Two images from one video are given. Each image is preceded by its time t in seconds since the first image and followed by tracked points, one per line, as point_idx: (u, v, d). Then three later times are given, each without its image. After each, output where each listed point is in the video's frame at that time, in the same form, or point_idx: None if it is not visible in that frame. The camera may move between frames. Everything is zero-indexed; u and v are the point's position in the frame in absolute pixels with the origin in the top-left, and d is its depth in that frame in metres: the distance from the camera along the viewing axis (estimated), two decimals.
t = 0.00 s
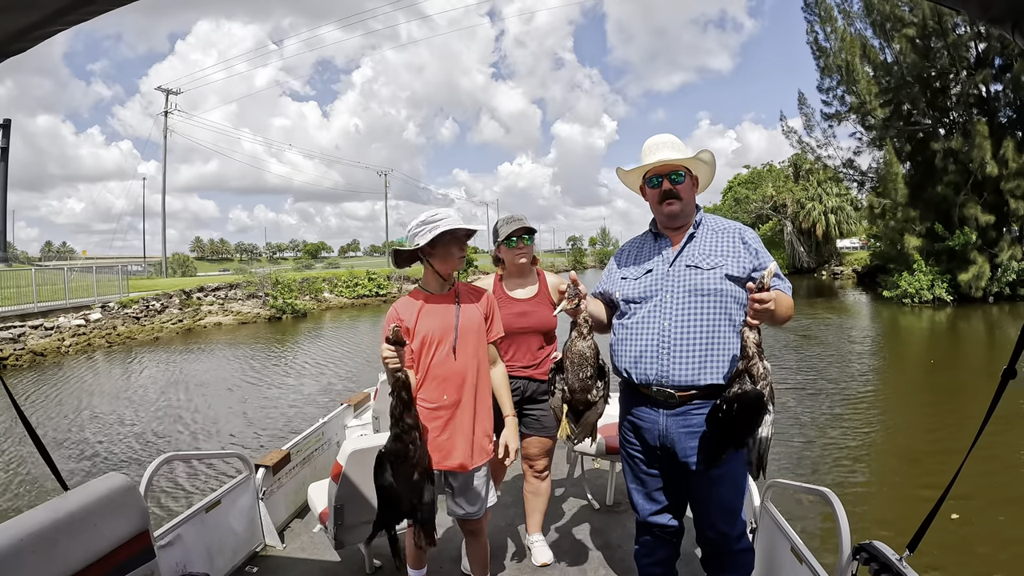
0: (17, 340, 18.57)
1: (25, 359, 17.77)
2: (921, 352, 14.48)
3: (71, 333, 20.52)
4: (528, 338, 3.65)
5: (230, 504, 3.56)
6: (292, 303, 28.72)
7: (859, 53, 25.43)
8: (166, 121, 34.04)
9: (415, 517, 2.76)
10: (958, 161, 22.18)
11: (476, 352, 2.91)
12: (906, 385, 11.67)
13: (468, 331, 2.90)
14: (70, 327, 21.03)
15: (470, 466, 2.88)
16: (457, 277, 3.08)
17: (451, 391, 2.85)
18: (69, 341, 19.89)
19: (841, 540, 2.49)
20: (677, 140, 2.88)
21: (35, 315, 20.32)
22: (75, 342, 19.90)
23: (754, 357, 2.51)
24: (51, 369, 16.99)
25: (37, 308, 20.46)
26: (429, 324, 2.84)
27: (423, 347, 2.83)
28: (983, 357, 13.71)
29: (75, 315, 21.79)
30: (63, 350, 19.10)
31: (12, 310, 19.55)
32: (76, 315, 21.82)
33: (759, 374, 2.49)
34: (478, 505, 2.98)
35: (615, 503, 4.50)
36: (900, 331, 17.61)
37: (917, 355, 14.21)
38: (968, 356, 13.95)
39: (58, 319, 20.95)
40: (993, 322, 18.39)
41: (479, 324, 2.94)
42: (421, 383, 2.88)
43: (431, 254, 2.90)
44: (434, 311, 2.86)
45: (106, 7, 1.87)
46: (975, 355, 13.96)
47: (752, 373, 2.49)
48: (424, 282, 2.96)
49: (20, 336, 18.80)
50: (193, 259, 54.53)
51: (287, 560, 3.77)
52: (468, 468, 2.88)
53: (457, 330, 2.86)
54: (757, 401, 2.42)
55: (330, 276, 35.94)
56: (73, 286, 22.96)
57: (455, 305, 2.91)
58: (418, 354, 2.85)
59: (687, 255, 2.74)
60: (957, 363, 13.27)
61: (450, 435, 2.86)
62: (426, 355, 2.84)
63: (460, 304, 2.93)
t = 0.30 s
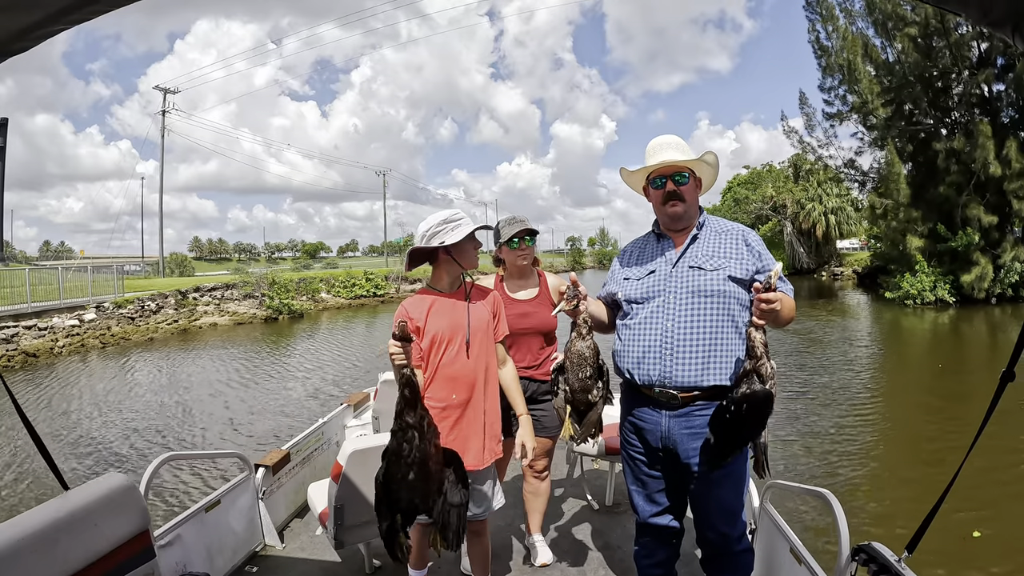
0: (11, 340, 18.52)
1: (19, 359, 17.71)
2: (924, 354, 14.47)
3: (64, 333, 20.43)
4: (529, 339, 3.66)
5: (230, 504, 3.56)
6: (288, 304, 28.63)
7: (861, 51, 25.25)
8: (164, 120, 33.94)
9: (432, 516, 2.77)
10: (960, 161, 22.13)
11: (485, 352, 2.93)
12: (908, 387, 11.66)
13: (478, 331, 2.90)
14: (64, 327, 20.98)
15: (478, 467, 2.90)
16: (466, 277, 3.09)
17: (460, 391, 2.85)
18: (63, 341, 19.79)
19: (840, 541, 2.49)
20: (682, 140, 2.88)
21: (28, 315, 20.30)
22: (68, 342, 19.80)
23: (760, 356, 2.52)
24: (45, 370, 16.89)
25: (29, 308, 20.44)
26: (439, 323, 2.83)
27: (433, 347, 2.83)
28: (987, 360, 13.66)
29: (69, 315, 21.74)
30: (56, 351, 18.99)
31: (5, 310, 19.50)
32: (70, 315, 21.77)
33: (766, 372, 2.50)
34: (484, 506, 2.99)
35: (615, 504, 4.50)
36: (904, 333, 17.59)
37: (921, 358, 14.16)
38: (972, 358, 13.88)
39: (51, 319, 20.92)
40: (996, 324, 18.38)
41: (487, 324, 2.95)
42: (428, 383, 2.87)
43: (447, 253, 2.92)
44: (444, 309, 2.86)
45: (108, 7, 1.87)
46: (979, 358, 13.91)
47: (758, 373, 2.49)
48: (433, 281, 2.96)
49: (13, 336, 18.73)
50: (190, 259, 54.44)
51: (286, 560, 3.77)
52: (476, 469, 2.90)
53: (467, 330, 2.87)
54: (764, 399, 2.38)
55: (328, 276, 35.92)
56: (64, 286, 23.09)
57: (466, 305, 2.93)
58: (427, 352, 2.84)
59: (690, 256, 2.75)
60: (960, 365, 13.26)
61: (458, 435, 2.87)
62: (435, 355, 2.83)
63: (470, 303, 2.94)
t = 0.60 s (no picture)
0: (5, 341, 18.50)
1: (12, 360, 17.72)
2: (927, 356, 14.45)
3: (58, 334, 20.39)
4: (531, 340, 3.65)
5: (230, 504, 3.54)
6: (285, 304, 28.55)
7: (863, 51, 25.42)
8: (162, 118, 33.93)
9: (446, 522, 2.68)
10: (963, 161, 22.09)
11: (486, 353, 2.95)
12: (911, 389, 11.64)
13: (480, 332, 2.92)
14: (57, 328, 20.95)
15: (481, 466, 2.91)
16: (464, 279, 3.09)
17: (464, 391, 2.86)
18: (56, 342, 19.73)
19: (841, 542, 2.49)
20: (686, 141, 2.88)
21: (21, 315, 20.36)
22: (62, 343, 19.72)
23: (762, 356, 2.49)
24: (39, 371, 16.83)
25: (23, 308, 20.53)
26: (442, 325, 2.82)
27: (436, 348, 2.81)
28: (992, 363, 13.58)
29: (63, 316, 21.74)
30: (49, 352, 18.85)
31: None
32: (64, 316, 21.77)
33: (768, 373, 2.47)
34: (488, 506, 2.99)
35: (615, 505, 4.49)
36: (907, 334, 17.58)
37: (928, 360, 14.08)
38: (977, 361, 13.81)
39: (45, 319, 20.97)
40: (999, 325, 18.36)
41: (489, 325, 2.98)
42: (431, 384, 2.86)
43: (451, 253, 2.90)
44: (447, 311, 2.85)
45: (107, 7, 1.87)
46: (988, 360, 13.80)
47: (762, 373, 2.45)
48: (433, 282, 2.94)
49: (6, 337, 18.69)
50: (188, 258, 54.49)
51: (286, 561, 3.76)
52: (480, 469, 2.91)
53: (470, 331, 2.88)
54: (771, 400, 2.37)
55: (325, 276, 35.89)
56: (58, 285, 23.22)
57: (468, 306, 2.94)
58: (430, 354, 2.82)
59: (692, 257, 2.75)
60: (963, 367, 13.24)
61: (462, 436, 2.87)
62: (440, 355, 2.82)
63: (471, 304, 2.95)
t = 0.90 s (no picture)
0: None
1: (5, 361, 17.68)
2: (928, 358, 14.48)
3: (52, 334, 20.31)
4: (530, 340, 3.64)
5: (228, 504, 3.54)
6: (280, 304, 28.43)
7: (865, 49, 25.46)
8: (159, 117, 33.85)
9: (449, 525, 2.70)
10: (965, 161, 22.10)
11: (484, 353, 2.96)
12: (911, 391, 11.67)
13: (476, 333, 2.93)
14: (51, 328, 20.87)
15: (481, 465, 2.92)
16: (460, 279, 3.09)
17: (462, 391, 2.85)
18: (49, 342, 19.65)
19: (840, 543, 2.48)
20: (688, 140, 2.87)
21: (14, 316, 20.35)
22: (54, 344, 19.64)
23: (735, 368, 2.44)
24: (33, 372, 16.76)
25: (16, 309, 20.49)
26: (441, 325, 2.81)
27: (436, 348, 2.80)
28: (993, 365, 13.58)
29: (57, 317, 21.70)
30: (41, 353, 18.75)
31: None
32: (57, 316, 21.73)
33: (744, 384, 2.43)
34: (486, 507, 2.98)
35: (614, 505, 4.48)
36: (909, 336, 17.56)
37: (929, 361, 14.08)
38: (980, 363, 13.79)
39: (38, 319, 20.94)
40: (1002, 327, 18.35)
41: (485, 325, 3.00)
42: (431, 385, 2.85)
43: (448, 254, 2.91)
44: (444, 312, 2.84)
45: (104, 6, 1.87)
46: (989, 362, 13.79)
47: (732, 383, 2.42)
48: (429, 283, 2.94)
49: None
50: (186, 258, 54.32)
51: (284, 560, 3.75)
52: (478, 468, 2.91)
53: (468, 331, 2.89)
54: (736, 409, 2.43)
55: (322, 276, 35.83)
56: (52, 286, 23.34)
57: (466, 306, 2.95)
58: (429, 354, 2.81)
59: (691, 256, 2.74)
60: (964, 369, 13.26)
61: (461, 436, 2.87)
62: (439, 355, 2.81)
63: (468, 305, 2.97)
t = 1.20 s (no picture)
0: None
1: None
2: (930, 359, 14.50)
3: (44, 335, 20.19)
4: (529, 341, 3.64)
5: (226, 504, 3.54)
6: (276, 305, 28.36)
7: (867, 48, 25.46)
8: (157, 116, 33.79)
9: (446, 527, 2.69)
10: (968, 161, 22.15)
11: (482, 353, 2.95)
12: (912, 392, 11.70)
13: (474, 333, 2.93)
14: (44, 329, 20.79)
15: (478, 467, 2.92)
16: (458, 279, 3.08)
17: (459, 392, 2.85)
18: (41, 343, 19.54)
19: (841, 545, 2.48)
20: (687, 140, 2.87)
21: (7, 316, 20.33)
22: (46, 345, 19.51)
23: (708, 371, 2.39)
24: (27, 372, 16.73)
25: (9, 308, 20.47)
26: (438, 325, 2.80)
27: (433, 349, 2.79)
28: (997, 367, 13.55)
29: (50, 317, 21.69)
30: (33, 354, 18.66)
31: None
32: (51, 317, 21.72)
33: (712, 387, 2.36)
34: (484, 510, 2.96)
35: (614, 506, 4.48)
36: (911, 337, 17.55)
37: (932, 363, 14.06)
38: (982, 364, 13.81)
39: (31, 320, 20.89)
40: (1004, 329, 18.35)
41: (482, 326, 2.99)
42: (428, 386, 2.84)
43: (425, 253, 2.90)
44: (441, 313, 2.83)
45: (103, 6, 1.87)
46: (992, 364, 13.77)
47: (702, 384, 2.38)
48: (426, 284, 2.93)
49: None
50: (184, 258, 54.18)
51: (282, 561, 3.74)
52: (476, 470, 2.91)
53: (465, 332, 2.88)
54: (695, 409, 2.39)
55: (319, 276, 35.79)
56: (46, 286, 23.37)
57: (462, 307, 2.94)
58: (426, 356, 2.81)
59: (688, 257, 2.74)
60: (966, 371, 13.27)
61: (459, 438, 2.87)
62: (435, 356, 2.81)
63: (463, 305, 2.95)
